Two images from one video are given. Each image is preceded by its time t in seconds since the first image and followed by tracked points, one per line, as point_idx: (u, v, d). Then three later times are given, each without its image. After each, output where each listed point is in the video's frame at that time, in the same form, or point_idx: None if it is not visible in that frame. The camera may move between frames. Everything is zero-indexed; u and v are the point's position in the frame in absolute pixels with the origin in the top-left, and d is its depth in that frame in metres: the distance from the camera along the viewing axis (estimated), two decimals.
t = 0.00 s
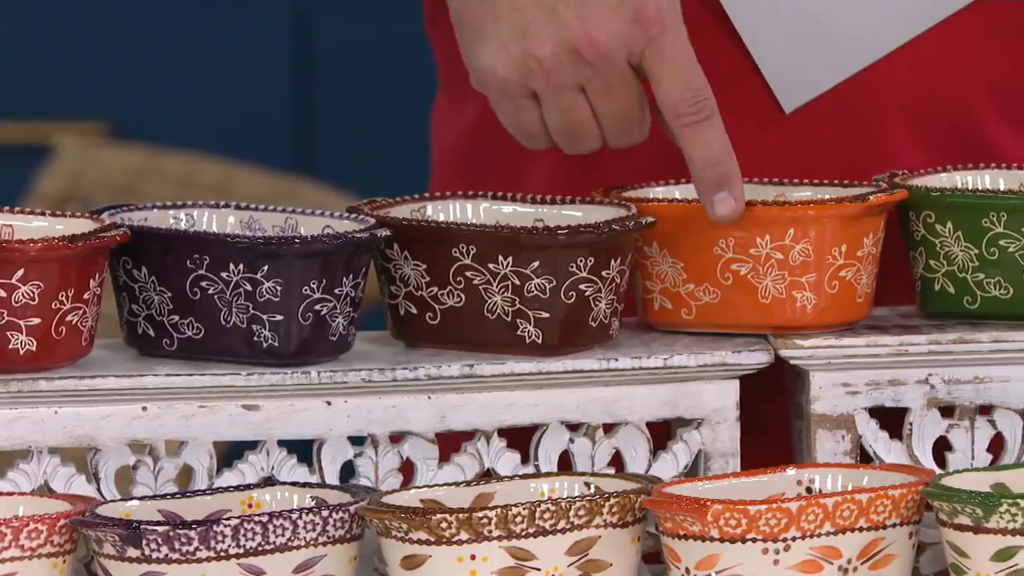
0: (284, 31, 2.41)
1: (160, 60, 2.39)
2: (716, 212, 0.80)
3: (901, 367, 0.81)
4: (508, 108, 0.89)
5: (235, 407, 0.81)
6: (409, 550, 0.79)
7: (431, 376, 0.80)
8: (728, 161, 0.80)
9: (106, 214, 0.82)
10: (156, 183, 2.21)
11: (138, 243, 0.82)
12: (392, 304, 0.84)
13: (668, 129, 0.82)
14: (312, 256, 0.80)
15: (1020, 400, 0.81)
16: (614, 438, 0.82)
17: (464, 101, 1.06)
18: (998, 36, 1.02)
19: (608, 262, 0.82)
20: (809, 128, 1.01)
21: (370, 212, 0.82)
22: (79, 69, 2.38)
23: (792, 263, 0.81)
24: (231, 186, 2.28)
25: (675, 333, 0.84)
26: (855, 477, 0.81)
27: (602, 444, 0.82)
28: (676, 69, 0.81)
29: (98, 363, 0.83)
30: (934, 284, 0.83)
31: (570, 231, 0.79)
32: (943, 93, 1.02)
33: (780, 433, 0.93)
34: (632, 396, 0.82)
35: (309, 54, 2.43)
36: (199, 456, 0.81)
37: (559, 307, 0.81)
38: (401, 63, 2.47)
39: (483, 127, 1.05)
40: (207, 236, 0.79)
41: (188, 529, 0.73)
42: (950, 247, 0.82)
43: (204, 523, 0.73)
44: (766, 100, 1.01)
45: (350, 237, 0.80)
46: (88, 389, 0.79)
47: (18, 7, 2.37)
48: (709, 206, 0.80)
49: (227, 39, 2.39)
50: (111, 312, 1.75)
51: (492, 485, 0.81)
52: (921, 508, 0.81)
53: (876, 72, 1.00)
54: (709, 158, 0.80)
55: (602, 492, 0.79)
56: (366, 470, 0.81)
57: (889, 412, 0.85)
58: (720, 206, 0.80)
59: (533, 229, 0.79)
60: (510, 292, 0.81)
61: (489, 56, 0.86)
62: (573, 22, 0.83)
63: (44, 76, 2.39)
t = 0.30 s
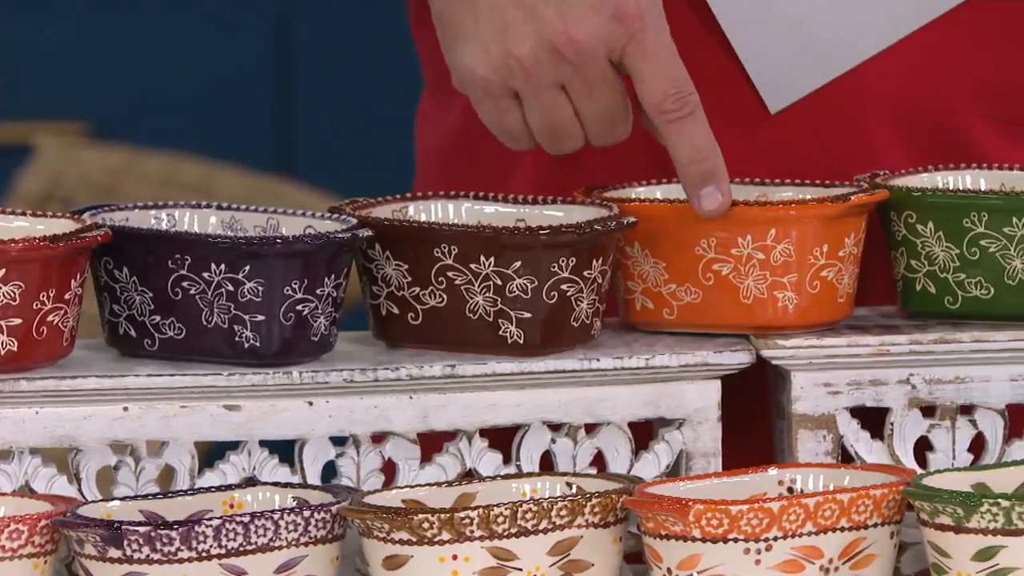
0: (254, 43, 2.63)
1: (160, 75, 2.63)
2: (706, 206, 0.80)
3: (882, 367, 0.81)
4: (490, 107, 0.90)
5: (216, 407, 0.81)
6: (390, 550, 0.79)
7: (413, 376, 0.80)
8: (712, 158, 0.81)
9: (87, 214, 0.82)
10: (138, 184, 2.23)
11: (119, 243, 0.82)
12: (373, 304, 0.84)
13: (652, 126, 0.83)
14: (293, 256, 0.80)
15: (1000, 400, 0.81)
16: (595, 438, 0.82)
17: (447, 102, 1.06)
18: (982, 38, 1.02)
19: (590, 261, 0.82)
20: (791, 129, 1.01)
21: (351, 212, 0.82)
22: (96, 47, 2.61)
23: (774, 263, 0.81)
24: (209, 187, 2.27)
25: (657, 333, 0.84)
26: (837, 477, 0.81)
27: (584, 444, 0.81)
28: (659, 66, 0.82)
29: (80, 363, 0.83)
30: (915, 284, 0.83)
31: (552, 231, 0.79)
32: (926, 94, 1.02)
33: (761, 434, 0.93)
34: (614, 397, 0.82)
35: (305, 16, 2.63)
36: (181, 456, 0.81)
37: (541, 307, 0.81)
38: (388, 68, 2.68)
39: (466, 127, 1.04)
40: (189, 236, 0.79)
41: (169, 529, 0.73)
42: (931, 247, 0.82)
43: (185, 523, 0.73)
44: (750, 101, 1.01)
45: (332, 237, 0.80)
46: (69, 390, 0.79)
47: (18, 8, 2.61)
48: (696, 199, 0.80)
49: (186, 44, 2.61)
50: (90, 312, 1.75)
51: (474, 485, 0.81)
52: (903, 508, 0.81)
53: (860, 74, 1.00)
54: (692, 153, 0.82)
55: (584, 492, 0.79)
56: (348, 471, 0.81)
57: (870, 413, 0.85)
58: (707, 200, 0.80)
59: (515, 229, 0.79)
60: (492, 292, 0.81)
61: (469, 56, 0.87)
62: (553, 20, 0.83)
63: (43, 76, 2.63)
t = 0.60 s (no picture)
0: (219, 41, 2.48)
1: (116, 75, 2.48)
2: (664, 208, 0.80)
3: (843, 367, 0.81)
4: (449, 108, 0.90)
5: (176, 408, 0.81)
6: (351, 551, 0.79)
7: (374, 377, 0.80)
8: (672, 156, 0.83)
9: (47, 215, 0.81)
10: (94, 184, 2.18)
11: (79, 244, 0.81)
12: (334, 304, 0.84)
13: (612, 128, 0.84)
14: (254, 257, 0.80)
15: (959, 400, 0.81)
16: (557, 438, 0.82)
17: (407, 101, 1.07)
18: (942, 38, 1.02)
19: (551, 262, 0.82)
20: (752, 129, 1.02)
21: (312, 213, 0.82)
22: (54, 47, 2.48)
23: (735, 263, 0.82)
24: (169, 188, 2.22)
25: (618, 333, 0.84)
26: (797, 477, 0.81)
27: (545, 444, 0.82)
28: (618, 69, 0.82)
29: (39, 363, 0.82)
30: (875, 284, 0.83)
31: (512, 232, 0.79)
32: (886, 93, 1.02)
33: (721, 436, 0.93)
34: (575, 397, 0.82)
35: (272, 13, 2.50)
36: (141, 458, 0.81)
37: (502, 307, 0.81)
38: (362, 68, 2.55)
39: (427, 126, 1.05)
40: (149, 236, 0.79)
41: (129, 531, 0.73)
42: (891, 247, 0.82)
43: (145, 525, 0.73)
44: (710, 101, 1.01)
45: (293, 238, 0.80)
46: (29, 391, 0.78)
47: None
48: (656, 201, 0.80)
49: (149, 45, 2.47)
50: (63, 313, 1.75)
51: (435, 485, 0.81)
52: (863, 507, 0.81)
53: (819, 74, 1.01)
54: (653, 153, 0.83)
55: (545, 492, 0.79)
56: (309, 471, 0.81)
57: (831, 413, 0.85)
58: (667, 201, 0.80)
59: (475, 229, 0.79)
60: (453, 293, 0.81)
61: (428, 56, 0.87)
62: (512, 21, 0.83)
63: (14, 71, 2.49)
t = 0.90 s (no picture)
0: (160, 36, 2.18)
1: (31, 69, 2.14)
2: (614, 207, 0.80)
3: (792, 367, 0.81)
4: (399, 108, 0.90)
5: (125, 409, 0.81)
6: (301, 552, 0.79)
7: (324, 377, 0.80)
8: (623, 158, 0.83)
9: None
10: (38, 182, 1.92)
11: (27, 244, 0.81)
12: (283, 304, 0.84)
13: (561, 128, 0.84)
14: (203, 257, 0.80)
15: (908, 400, 0.81)
16: (506, 438, 0.82)
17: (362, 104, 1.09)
18: (891, 40, 1.05)
19: (501, 262, 0.82)
20: (709, 128, 1.05)
21: (261, 213, 0.82)
22: None
23: (684, 263, 0.82)
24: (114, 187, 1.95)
25: (568, 333, 0.85)
26: (746, 477, 0.81)
27: (494, 444, 0.81)
28: (567, 68, 0.82)
29: None
30: (824, 284, 0.83)
31: (462, 232, 0.79)
32: (840, 93, 1.05)
33: (670, 437, 0.93)
34: (524, 397, 0.82)
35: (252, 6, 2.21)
36: (90, 458, 0.81)
37: (452, 308, 0.81)
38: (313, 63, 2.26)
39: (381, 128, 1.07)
40: (97, 237, 0.79)
41: (78, 532, 0.73)
42: (840, 247, 0.82)
43: (94, 526, 0.73)
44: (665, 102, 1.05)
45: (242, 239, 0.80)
46: None
47: None
48: (605, 201, 0.80)
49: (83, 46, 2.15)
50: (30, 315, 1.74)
51: (384, 485, 0.81)
52: (812, 507, 0.81)
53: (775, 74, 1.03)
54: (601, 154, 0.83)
55: (495, 492, 0.80)
56: (258, 472, 0.81)
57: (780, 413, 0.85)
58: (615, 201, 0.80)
59: (425, 229, 0.79)
60: (403, 293, 0.81)
61: (379, 55, 0.87)
62: (461, 20, 0.83)
63: None
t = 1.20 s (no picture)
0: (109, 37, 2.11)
1: None
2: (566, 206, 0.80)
3: (746, 367, 0.81)
4: (356, 104, 0.90)
5: (77, 410, 0.80)
6: (255, 553, 0.78)
7: (278, 378, 0.80)
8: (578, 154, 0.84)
9: None
10: None
11: None
12: (237, 305, 0.84)
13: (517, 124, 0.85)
14: (156, 258, 0.79)
15: (861, 400, 0.81)
16: (460, 439, 0.82)
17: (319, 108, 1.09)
18: (852, 40, 1.06)
19: (455, 263, 0.82)
20: (671, 129, 1.05)
21: (214, 214, 0.81)
22: None
23: (638, 263, 0.82)
24: (63, 186, 1.88)
25: (521, 333, 0.85)
26: (699, 477, 0.81)
27: (448, 445, 0.82)
28: (524, 64, 0.83)
29: None
30: (777, 284, 0.83)
31: (415, 233, 0.79)
32: (802, 93, 1.05)
33: (624, 438, 0.94)
34: (478, 397, 0.82)
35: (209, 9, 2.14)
36: (41, 459, 0.81)
37: (406, 308, 0.81)
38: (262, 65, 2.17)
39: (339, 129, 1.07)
40: (49, 237, 0.78)
41: (30, 534, 0.72)
42: (793, 248, 0.83)
43: (46, 527, 0.72)
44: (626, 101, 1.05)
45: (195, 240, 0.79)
46: None
47: None
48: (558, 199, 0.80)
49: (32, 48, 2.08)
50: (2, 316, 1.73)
51: (338, 486, 0.81)
52: (765, 507, 0.81)
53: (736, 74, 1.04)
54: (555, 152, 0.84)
55: (449, 493, 0.80)
56: (211, 473, 0.81)
57: (733, 414, 0.85)
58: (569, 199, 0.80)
59: (379, 230, 0.79)
60: (357, 294, 0.81)
61: (336, 51, 0.87)
62: (419, 15, 0.83)
63: None
